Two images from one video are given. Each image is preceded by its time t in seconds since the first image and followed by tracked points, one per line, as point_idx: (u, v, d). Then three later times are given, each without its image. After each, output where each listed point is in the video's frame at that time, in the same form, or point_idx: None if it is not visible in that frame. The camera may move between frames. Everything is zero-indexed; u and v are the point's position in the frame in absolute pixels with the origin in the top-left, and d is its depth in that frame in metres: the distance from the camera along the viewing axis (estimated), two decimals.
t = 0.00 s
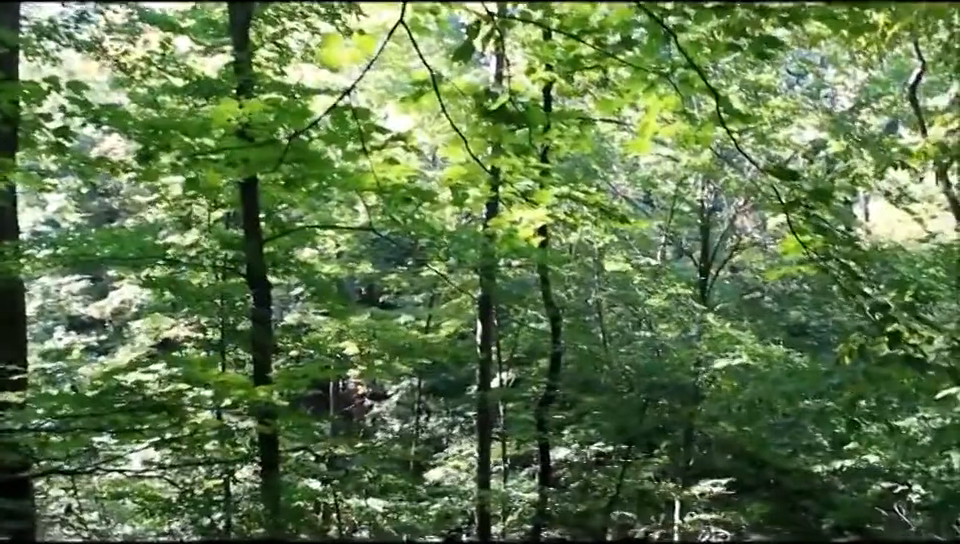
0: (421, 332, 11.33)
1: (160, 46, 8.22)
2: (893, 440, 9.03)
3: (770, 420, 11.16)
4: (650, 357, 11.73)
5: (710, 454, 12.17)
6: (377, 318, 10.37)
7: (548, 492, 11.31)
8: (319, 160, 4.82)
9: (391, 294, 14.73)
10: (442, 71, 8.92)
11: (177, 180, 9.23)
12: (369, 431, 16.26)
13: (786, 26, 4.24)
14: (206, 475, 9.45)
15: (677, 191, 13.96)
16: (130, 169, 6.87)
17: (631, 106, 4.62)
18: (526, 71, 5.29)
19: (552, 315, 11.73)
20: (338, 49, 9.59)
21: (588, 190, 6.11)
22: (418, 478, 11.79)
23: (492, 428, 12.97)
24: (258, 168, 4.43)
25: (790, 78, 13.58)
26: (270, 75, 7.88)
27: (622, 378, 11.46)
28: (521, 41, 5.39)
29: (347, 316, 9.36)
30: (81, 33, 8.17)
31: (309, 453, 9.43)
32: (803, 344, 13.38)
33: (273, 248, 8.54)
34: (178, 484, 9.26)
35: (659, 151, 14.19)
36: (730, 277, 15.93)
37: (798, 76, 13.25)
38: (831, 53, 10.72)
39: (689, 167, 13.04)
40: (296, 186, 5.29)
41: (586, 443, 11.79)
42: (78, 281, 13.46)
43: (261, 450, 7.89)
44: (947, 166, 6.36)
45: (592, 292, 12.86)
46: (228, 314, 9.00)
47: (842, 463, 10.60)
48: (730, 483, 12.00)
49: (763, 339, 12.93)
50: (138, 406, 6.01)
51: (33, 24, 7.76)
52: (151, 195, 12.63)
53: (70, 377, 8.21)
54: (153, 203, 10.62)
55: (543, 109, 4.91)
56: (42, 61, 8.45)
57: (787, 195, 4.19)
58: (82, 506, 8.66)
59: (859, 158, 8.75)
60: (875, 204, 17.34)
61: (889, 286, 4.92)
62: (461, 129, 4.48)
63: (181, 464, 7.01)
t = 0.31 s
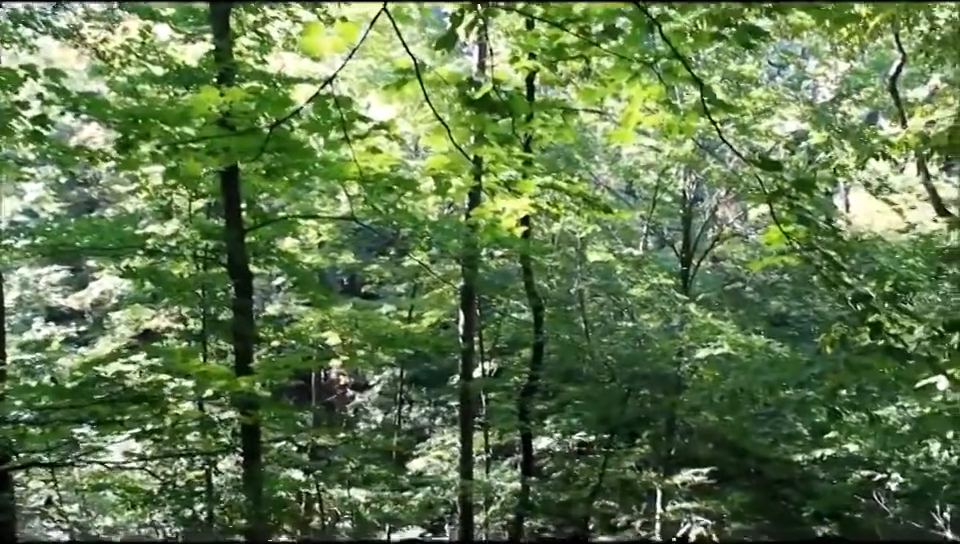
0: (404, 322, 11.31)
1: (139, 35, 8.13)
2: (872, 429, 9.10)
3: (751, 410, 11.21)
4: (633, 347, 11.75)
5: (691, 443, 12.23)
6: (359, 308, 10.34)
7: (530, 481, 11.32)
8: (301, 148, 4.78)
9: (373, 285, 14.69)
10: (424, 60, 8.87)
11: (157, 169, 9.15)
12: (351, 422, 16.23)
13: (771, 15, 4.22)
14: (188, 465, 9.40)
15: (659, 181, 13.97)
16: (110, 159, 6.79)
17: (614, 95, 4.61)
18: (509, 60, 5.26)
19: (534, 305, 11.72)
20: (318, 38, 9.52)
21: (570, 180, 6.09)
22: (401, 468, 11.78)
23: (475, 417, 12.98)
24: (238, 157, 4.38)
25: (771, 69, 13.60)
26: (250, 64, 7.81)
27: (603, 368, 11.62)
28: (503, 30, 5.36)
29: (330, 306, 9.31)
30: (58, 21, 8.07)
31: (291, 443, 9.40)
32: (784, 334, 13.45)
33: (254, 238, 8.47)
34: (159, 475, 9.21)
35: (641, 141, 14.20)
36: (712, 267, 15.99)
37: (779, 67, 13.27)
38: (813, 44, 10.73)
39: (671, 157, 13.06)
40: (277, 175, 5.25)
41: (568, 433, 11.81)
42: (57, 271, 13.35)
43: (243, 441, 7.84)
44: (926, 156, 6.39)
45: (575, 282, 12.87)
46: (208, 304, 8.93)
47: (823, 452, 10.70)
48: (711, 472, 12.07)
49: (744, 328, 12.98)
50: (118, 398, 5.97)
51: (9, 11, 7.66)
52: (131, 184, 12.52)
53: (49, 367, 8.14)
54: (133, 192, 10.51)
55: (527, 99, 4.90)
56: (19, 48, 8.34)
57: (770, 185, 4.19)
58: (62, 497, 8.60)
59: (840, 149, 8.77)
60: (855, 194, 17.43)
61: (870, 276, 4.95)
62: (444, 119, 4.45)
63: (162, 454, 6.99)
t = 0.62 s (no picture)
0: (396, 301, 11.28)
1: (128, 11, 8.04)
2: (862, 408, 9.16)
3: (742, 388, 11.26)
4: (625, 326, 11.76)
5: (682, 422, 12.29)
6: (351, 287, 10.31)
7: (523, 460, 11.36)
8: (291, 125, 4.74)
9: (365, 264, 14.65)
10: (416, 37, 8.81)
11: (147, 148, 9.09)
12: (344, 401, 16.25)
13: None
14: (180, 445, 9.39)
15: (651, 160, 13.95)
16: (99, 137, 6.75)
17: (609, 73, 4.57)
18: (502, 36, 5.22)
19: (527, 285, 11.71)
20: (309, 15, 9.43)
21: (562, 157, 6.06)
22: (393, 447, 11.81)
23: (467, 396, 13.01)
24: (229, 134, 4.34)
25: (765, 48, 13.54)
26: (241, 41, 7.74)
27: (595, 346, 11.47)
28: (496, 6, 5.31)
29: (321, 286, 9.29)
30: None
31: (284, 422, 9.39)
32: (776, 314, 13.49)
33: (245, 217, 8.44)
34: (152, 455, 9.20)
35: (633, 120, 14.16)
36: (703, 246, 16.00)
37: (772, 45, 13.23)
38: (806, 23, 10.69)
39: (663, 136, 13.03)
40: (269, 152, 5.21)
41: (561, 412, 11.84)
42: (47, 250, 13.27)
43: (235, 420, 7.80)
44: (919, 134, 6.40)
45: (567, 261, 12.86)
46: (200, 283, 8.90)
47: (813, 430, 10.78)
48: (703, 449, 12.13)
49: (735, 308, 13.00)
50: (109, 377, 5.96)
51: None
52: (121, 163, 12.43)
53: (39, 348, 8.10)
54: (123, 171, 10.44)
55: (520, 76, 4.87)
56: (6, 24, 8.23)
57: (765, 163, 4.18)
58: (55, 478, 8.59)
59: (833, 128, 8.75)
60: (847, 174, 17.45)
61: (861, 255, 4.97)
62: (437, 96, 4.42)
63: (154, 433, 7.00)
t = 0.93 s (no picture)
0: (391, 281, 11.28)
1: None
2: (857, 389, 9.17)
3: (737, 369, 11.28)
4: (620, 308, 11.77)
5: (677, 402, 12.29)
6: (347, 267, 10.30)
7: (518, 440, 11.39)
8: (287, 104, 4.71)
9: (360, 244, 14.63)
10: (413, 16, 8.75)
11: (142, 126, 9.04)
12: (339, 380, 16.27)
13: None
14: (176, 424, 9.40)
15: (648, 141, 13.92)
16: (91, 114, 6.68)
17: (608, 52, 4.54)
18: (500, 14, 5.18)
19: (523, 265, 11.70)
20: None
21: (559, 136, 6.02)
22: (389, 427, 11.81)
23: (463, 376, 13.03)
24: (225, 112, 4.32)
25: (763, 28, 13.49)
26: (236, 19, 7.68)
27: (591, 326, 11.41)
28: None
29: (317, 266, 9.24)
30: None
31: (280, 401, 9.40)
32: (771, 295, 13.52)
33: (240, 196, 8.37)
34: (148, 433, 9.21)
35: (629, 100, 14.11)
36: (699, 227, 16.01)
37: (770, 26, 13.17)
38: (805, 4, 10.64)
39: (660, 117, 12.99)
40: (265, 131, 5.19)
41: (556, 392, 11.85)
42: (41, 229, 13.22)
43: (230, 399, 7.79)
44: (917, 115, 6.37)
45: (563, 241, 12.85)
46: (195, 262, 8.88)
47: (807, 411, 10.82)
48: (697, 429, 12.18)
49: (731, 289, 13.02)
50: (104, 355, 5.95)
51: None
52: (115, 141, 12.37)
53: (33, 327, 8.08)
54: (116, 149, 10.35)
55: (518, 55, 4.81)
56: None
57: (763, 142, 4.16)
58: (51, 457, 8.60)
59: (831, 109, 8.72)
60: (843, 156, 17.45)
61: (856, 236, 4.96)
62: (434, 74, 4.39)
63: (149, 411, 6.99)
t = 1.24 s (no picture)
0: (388, 263, 11.26)
1: None
2: (852, 372, 9.21)
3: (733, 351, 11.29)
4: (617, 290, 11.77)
5: (674, 384, 12.33)
6: (344, 249, 10.28)
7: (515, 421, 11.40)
8: (284, 83, 4.68)
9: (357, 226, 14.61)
10: None
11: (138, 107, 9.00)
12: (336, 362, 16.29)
13: None
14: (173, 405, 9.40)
15: (646, 123, 13.88)
16: (87, 95, 6.65)
17: (607, 32, 4.50)
18: None
19: (520, 247, 11.69)
20: None
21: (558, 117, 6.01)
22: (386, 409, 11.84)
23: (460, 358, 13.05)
24: (220, 92, 4.29)
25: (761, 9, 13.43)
26: None
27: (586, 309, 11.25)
28: None
29: (314, 247, 9.24)
30: None
31: (277, 383, 9.39)
32: (768, 277, 13.53)
33: (237, 177, 8.34)
34: (145, 415, 9.22)
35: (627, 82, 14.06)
36: (696, 210, 16.01)
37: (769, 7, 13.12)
38: None
39: (658, 99, 12.95)
40: (262, 111, 5.16)
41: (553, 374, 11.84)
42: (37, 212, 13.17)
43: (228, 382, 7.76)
44: (915, 96, 6.37)
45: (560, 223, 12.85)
46: (192, 244, 8.86)
47: (803, 394, 10.86)
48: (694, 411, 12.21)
49: (727, 272, 13.03)
50: (100, 335, 5.93)
51: None
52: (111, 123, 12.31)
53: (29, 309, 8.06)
54: (112, 130, 10.31)
55: (516, 34, 4.75)
56: None
57: (762, 122, 4.14)
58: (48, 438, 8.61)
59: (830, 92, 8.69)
60: (840, 140, 17.43)
61: (854, 218, 4.96)
62: (431, 52, 4.36)
63: (146, 392, 7.02)
